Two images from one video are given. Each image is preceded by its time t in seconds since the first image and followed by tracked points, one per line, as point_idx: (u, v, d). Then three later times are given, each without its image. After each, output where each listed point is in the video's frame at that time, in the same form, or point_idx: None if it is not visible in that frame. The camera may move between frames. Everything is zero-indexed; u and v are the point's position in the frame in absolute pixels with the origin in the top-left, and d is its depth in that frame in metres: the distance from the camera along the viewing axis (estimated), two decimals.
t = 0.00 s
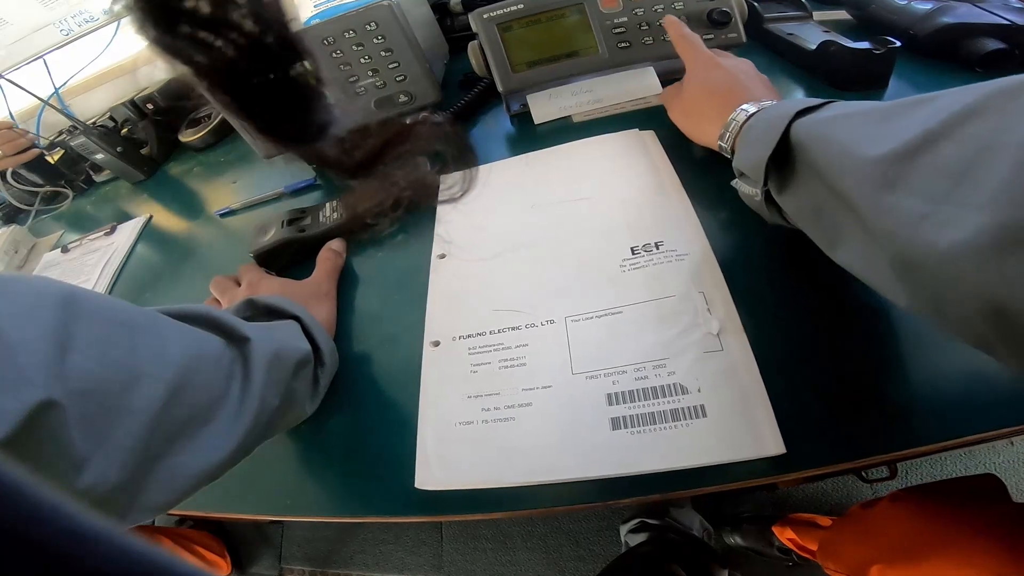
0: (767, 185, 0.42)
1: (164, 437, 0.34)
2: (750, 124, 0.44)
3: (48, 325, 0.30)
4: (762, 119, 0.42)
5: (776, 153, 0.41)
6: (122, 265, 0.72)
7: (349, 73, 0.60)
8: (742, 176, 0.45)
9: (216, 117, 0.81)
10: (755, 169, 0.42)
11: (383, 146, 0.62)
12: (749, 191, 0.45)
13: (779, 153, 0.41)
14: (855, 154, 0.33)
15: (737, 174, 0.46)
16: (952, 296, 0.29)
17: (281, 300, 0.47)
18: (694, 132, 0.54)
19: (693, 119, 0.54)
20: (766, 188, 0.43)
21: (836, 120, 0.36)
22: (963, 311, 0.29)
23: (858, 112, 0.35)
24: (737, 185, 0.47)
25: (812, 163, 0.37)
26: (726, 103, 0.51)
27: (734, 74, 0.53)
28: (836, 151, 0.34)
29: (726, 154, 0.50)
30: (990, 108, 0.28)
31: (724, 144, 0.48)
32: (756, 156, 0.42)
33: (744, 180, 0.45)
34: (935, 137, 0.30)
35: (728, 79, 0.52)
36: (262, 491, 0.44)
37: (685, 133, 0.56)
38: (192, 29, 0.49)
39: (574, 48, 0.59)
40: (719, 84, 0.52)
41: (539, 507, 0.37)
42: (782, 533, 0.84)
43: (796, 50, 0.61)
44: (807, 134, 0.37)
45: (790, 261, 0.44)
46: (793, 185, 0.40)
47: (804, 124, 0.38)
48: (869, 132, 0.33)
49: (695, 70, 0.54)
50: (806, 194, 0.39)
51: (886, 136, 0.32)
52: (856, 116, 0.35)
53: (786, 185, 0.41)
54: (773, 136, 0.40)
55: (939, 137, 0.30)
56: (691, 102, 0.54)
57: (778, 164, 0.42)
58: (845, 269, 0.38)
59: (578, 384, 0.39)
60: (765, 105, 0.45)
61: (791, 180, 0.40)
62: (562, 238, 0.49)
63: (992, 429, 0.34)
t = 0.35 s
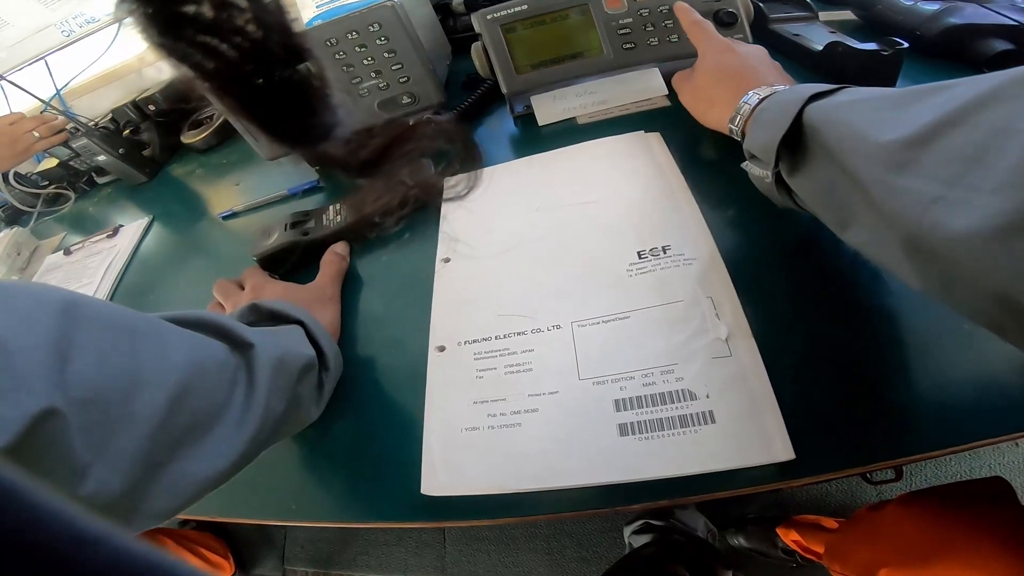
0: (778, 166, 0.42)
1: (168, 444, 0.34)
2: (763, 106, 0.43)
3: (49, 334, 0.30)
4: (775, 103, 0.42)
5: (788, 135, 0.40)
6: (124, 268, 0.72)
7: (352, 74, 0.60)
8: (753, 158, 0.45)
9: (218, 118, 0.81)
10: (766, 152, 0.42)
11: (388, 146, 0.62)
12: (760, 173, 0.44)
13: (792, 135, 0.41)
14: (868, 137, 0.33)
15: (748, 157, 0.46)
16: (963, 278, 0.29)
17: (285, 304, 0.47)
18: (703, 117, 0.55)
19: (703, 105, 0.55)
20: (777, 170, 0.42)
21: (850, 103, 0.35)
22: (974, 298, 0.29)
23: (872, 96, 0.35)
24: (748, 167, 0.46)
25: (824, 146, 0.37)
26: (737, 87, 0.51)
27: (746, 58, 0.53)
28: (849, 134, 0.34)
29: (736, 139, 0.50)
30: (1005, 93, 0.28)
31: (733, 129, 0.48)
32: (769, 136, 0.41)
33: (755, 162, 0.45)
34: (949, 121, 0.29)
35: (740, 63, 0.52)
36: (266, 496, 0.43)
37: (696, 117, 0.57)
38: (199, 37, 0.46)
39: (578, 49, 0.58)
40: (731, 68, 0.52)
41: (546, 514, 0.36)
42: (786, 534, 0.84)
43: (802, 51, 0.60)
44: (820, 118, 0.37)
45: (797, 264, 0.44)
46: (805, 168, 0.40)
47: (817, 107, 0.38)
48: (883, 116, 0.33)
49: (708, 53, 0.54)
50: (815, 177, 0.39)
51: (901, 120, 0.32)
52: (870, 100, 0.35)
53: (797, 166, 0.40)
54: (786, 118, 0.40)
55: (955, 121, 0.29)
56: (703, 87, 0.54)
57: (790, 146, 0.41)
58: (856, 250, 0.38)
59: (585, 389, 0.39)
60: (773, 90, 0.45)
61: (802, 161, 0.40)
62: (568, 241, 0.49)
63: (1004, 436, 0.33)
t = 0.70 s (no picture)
0: (773, 167, 0.42)
1: (169, 446, 0.34)
2: (759, 106, 0.43)
3: (50, 336, 0.30)
4: (773, 103, 0.41)
5: (784, 136, 0.40)
6: (127, 269, 0.72)
7: (353, 74, 0.60)
8: (749, 158, 0.45)
9: (219, 119, 0.81)
10: (762, 152, 0.41)
11: (392, 150, 0.61)
12: (756, 174, 0.44)
13: (789, 134, 0.40)
14: (866, 137, 0.33)
15: (744, 156, 0.45)
16: (961, 279, 0.29)
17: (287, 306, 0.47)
18: (697, 114, 0.55)
19: (698, 102, 0.55)
20: (772, 171, 0.42)
21: (847, 102, 0.35)
22: (971, 299, 0.29)
23: (869, 96, 0.34)
24: (743, 167, 0.46)
25: (821, 146, 0.37)
26: (735, 85, 0.51)
27: (744, 57, 0.53)
28: (846, 134, 0.34)
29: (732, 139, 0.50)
30: (1005, 94, 0.28)
31: (729, 128, 0.48)
32: (765, 137, 0.41)
33: (751, 162, 0.44)
34: (948, 121, 0.29)
35: (738, 62, 0.52)
36: (268, 497, 0.43)
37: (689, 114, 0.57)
38: (205, 43, 0.45)
39: (581, 48, 0.58)
40: (728, 67, 0.52)
41: (547, 515, 0.36)
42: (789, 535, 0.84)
43: (805, 51, 0.60)
44: (817, 117, 0.37)
45: (800, 265, 0.44)
46: (800, 167, 0.39)
47: (814, 107, 0.38)
48: (880, 116, 0.33)
49: (706, 51, 0.54)
50: (811, 177, 0.38)
51: (898, 120, 0.32)
52: (868, 100, 0.34)
53: (792, 167, 0.40)
54: (784, 118, 0.40)
55: (953, 121, 0.29)
56: (700, 85, 0.54)
57: (786, 146, 0.41)
58: (851, 250, 0.37)
59: (587, 391, 0.39)
60: (770, 91, 0.45)
61: (798, 162, 0.40)
62: (571, 242, 0.49)
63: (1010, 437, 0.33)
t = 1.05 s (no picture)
0: (784, 162, 0.42)
1: (169, 449, 0.34)
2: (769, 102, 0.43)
3: (50, 340, 0.30)
4: (785, 99, 0.41)
5: (795, 132, 0.40)
6: (128, 269, 0.72)
7: (354, 75, 0.60)
8: (759, 153, 0.45)
9: (220, 119, 0.81)
10: (772, 148, 0.42)
11: (400, 138, 0.63)
12: (766, 169, 0.44)
13: (801, 131, 0.40)
14: (880, 134, 0.32)
15: (754, 151, 0.46)
16: (973, 279, 0.28)
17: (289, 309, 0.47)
18: (709, 107, 0.55)
19: (711, 95, 0.55)
20: (783, 166, 0.42)
21: (861, 99, 0.35)
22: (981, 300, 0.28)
23: (885, 92, 0.34)
24: (754, 162, 0.46)
25: (833, 143, 0.36)
26: (748, 75, 0.51)
27: (761, 51, 0.52)
28: (859, 131, 0.34)
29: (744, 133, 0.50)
30: None
31: (741, 122, 0.48)
32: (776, 132, 0.41)
33: (761, 158, 0.45)
34: (964, 119, 0.29)
35: (753, 56, 0.52)
36: (268, 499, 0.43)
37: (702, 108, 0.57)
38: (219, 39, 0.52)
39: (582, 49, 0.58)
40: (743, 60, 0.52)
41: (548, 519, 0.36)
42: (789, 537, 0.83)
43: (808, 52, 0.60)
44: (830, 114, 0.36)
45: (801, 268, 0.44)
46: (812, 164, 0.39)
47: (828, 102, 0.37)
48: (896, 113, 0.33)
49: (722, 45, 0.54)
50: (824, 174, 0.38)
51: (913, 118, 0.32)
52: (884, 96, 0.34)
53: (805, 163, 0.40)
54: (795, 115, 0.40)
55: (969, 118, 0.29)
56: (713, 78, 0.54)
57: (797, 143, 0.41)
58: (863, 247, 0.37)
59: (588, 394, 0.39)
60: (784, 86, 0.44)
61: (811, 158, 0.39)
62: (573, 245, 0.48)
63: (1012, 441, 0.33)
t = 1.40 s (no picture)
0: (777, 164, 0.41)
1: (169, 453, 0.34)
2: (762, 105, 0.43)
3: (48, 343, 0.30)
4: (779, 99, 0.41)
5: (787, 133, 0.40)
6: (128, 270, 0.72)
7: (356, 76, 0.60)
8: (753, 154, 0.44)
9: (221, 120, 0.81)
10: (767, 149, 0.41)
11: (391, 139, 0.63)
12: (760, 171, 0.44)
13: (794, 133, 0.40)
14: (871, 131, 0.32)
15: (748, 153, 0.45)
16: (965, 276, 0.28)
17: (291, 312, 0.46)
18: (706, 112, 0.55)
19: (707, 101, 0.54)
20: (775, 168, 0.42)
21: (852, 99, 0.35)
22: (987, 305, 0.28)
23: (875, 91, 0.34)
24: (748, 163, 0.46)
25: (824, 142, 0.36)
26: (744, 83, 0.50)
27: (755, 56, 0.52)
28: (850, 130, 0.34)
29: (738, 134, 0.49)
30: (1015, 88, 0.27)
31: (735, 123, 0.47)
32: (769, 134, 0.41)
33: (755, 159, 0.44)
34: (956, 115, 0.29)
35: (747, 62, 0.52)
36: (269, 502, 0.43)
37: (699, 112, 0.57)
38: (214, 39, 0.52)
39: (584, 51, 0.58)
40: (738, 68, 0.52)
41: (549, 524, 0.36)
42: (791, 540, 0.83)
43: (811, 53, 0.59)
44: (821, 113, 0.36)
45: (805, 271, 0.43)
46: (804, 164, 0.39)
47: (819, 101, 0.37)
48: (886, 111, 0.33)
49: (716, 54, 0.53)
50: (814, 174, 0.38)
51: (904, 116, 0.31)
52: (874, 95, 0.34)
53: (795, 163, 0.40)
54: (789, 114, 0.39)
55: (960, 115, 0.29)
56: (709, 84, 0.54)
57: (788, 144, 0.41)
58: (853, 248, 0.37)
59: (590, 399, 0.39)
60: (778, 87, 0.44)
61: (801, 159, 0.39)
62: (575, 247, 0.48)
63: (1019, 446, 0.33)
